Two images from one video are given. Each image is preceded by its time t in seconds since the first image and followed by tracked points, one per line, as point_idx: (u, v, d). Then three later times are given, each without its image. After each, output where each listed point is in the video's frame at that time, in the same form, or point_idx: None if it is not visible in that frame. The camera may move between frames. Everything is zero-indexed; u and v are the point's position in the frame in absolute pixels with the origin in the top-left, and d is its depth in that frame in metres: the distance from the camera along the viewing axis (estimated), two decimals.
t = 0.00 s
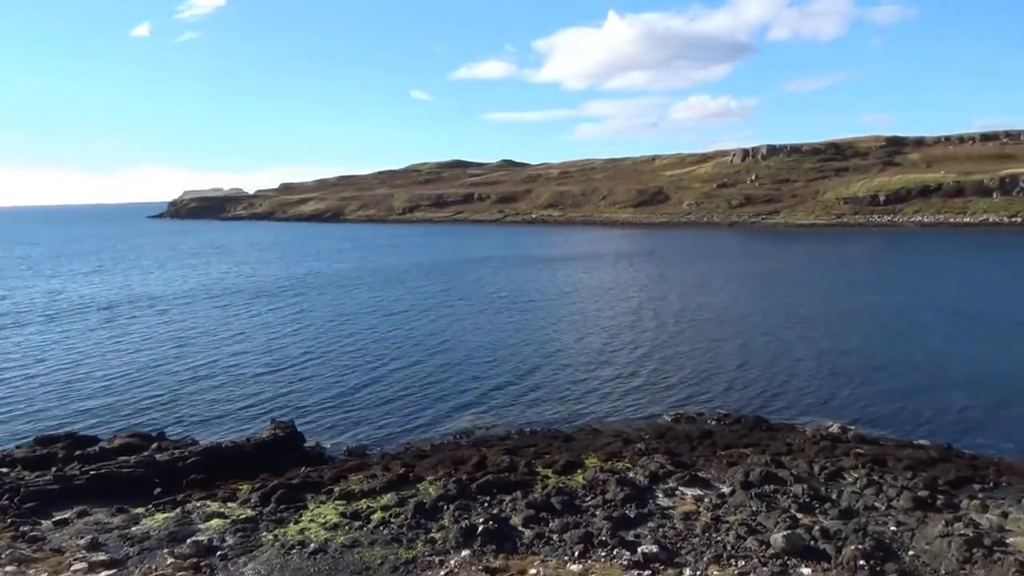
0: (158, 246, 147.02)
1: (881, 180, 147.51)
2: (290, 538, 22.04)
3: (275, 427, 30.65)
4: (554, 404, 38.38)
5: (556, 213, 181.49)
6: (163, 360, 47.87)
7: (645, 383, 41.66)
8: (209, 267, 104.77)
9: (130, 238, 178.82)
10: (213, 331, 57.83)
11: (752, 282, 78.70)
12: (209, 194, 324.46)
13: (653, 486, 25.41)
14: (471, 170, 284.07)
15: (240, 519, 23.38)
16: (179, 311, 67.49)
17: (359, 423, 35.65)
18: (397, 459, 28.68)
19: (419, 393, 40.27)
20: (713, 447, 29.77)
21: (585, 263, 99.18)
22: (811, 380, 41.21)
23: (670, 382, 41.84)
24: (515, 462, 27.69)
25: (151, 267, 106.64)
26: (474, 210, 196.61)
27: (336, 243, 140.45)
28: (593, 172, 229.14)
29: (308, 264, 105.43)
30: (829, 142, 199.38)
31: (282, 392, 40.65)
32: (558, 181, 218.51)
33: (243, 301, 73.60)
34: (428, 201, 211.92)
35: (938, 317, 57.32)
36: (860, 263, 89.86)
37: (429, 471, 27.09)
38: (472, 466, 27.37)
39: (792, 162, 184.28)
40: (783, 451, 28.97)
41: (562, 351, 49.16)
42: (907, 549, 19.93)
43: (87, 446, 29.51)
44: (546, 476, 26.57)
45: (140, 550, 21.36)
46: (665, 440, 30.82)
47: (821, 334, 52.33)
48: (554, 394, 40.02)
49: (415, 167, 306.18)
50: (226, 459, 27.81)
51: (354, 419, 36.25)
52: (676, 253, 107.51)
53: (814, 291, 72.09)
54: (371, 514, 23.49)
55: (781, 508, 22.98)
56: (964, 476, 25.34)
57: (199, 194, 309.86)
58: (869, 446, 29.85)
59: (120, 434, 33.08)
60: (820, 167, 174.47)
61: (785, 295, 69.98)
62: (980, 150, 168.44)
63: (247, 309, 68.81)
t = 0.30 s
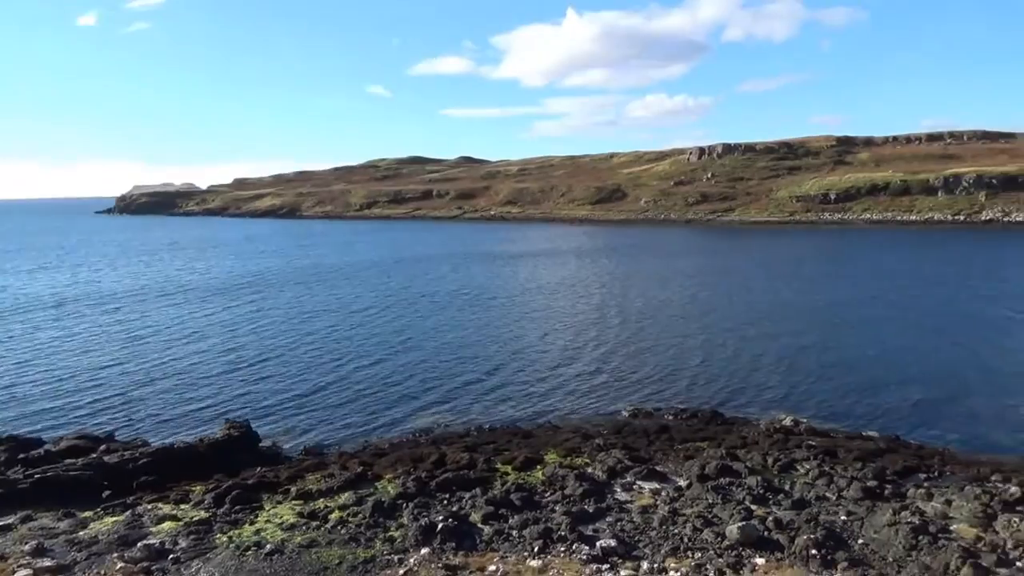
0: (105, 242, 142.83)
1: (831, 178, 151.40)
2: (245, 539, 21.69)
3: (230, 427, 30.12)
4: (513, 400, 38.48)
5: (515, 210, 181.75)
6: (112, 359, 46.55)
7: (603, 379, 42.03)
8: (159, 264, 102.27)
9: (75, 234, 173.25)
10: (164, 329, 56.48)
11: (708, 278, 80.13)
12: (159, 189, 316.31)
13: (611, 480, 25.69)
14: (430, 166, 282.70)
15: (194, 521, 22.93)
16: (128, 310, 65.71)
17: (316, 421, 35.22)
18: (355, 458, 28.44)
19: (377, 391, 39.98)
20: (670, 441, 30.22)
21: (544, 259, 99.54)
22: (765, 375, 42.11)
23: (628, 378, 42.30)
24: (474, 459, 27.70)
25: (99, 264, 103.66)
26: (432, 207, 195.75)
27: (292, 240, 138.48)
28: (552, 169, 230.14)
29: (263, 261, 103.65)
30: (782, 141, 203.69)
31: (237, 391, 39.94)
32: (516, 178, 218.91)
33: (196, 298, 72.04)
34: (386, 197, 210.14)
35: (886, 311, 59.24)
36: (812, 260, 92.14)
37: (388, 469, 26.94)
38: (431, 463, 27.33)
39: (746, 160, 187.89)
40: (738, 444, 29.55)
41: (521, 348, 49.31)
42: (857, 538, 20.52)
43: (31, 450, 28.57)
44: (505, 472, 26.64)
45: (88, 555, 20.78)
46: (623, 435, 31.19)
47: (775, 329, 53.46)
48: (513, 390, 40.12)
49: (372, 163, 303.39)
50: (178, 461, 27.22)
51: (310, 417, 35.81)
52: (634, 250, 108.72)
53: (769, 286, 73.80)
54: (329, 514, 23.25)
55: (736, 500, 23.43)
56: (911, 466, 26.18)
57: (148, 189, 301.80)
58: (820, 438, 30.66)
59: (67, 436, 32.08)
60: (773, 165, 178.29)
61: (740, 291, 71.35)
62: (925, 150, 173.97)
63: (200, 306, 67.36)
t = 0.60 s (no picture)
0: (57, 240, 138.77)
1: (790, 178, 154.33)
2: (204, 543, 21.27)
3: (188, 429, 29.54)
4: (478, 399, 38.45)
5: (479, 208, 181.51)
6: (64, 361, 45.31)
7: (567, 377, 42.26)
8: (114, 263, 99.74)
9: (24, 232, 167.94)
10: (119, 329, 55.15)
11: (671, 276, 81.17)
12: (113, 185, 308.43)
13: (576, 478, 25.83)
14: (393, 164, 280.67)
15: (151, 525, 22.42)
16: (81, 310, 64.00)
17: (277, 422, 34.75)
18: (317, 459, 28.13)
19: (340, 391, 39.59)
20: (633, 438, 30.52)
21: (508, 258, 99.48)
22: (725, 372, 42.75)
23: (591, 376, 42.59)
24: (439, 459, 27.60)
25: (51, 263, 100.78)
26: (395, 205, 194.49)
27: (253, 239, 136.26)
28: (516, 168, 230.34)
29: (222, 260, 101.83)
30: (743, 141, 206.83)
31: (195, 392, 39.19)
32: (480, 176, 218.67)
33: (152, 298, 70.52)
34: (349, 195, 208.01)
35: (842, 308, 60.80)
36: (772, 258, 93.70)
37: (351, 469, 26.70)
38: (395, 463, 27.15)
39: (707, 159, 190.51)
40: (700, 440, 29.97)
41: (485, 346, 49.24)
42: (815, 530, 20.99)
43: None
44: (469, 471, 26.61)
45: (39, 562, 20.21)
46: (587, 432, 31.41)
47: (738, 326, 54.24)
48: (477, 389, 40.09)
49: (335, 160, 300.10)
50: (134, 463, 26.63)
51: (271, 418, 35.29)
52: (599, 248, 109.44)
53: (729, 283, 75.13)
54: (291, 515, 22.93)
55: (698, 495, 23.75)
56: (867, 459, 26.83)
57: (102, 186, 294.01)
58: (779, 432, 31.27)
59: (17, 441, 31.10)
60: (734, 165, 181.05)
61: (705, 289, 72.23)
62: (880, 151, 178.19)
63: (157, 306, 65.92)
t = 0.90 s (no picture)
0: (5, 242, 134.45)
1: (749, 178, 157.23)
2: (163, 551, 20.80)
3: (145, 435, 28.85)
4: (442, 400, 38.33)
5: (442, 208, 180.95)
6: (13, 366, 43.88)
7: (531, 377, 42.35)
8: (65, 265, 97.00)
9: None
10: (72, 334, 53.63)
11: (635, 275, 82.02)
12: (64, 185, 299.82)
13: (541, 477, 25.88)
14: (355, 164, 278.20)
15: (106, 533, 21.82)
16: (31, 314, 62.04)
17: (238, 426, 34.18)
18: (279, 463, 27.70)
19: (302, 394, 39.10)
20: (597, 436, 30.73)
21: (473, 258, 99.34)
22: (687, 370, 43.31)
23: (556, 375, 42.79)
24: (403, 460, 27.41)
25: None
26: (358, 205, 192.77)
27: (211, 239, 133.78)
28: (479, 168, 230.22)
29: (179, 261, 99.78)
30: (703, 142, 209.87)
31: (153, 397, 38.29)
32: (444, 176, 218.05)
33: (107, 301, 68.70)
34: (310, 195, 205.46)
35: (801, 306, 62.05)
36: (733, 257, 95.23)
37: (314, 473, 26.35)
38: (359, 466, 26.87)
39: (668, 160, 192.94)
40: (663, 438, 30.28)
41: (449, 347, 49.11)
42: (776, 524, 21.38)
43: None
44: (434, 472, 26.46)
45: None
46: (552, 431, 31.51)
47: (701, 325, 54.96)
48: (441, 390, 39.97)
49: (295, 160, 296.36)
50: (88, 471, 25.87)
51: (231, 422, 34.70)
52: (563, 248, 110.11)
53: (692, 282, 76.19)
54: (253, 521, 22.55)
55: (662, 492, 24.00)
56: (825, 454, 27.43)
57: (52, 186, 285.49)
58: (740, 429, 31.78)
59: None
60: (694, 165, 183.67)
61: (668, 288, 73.09)
62: (836, 152, 182.48)
63: (111, 309, 64.22)
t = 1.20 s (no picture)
0: None
1: (720, 178, 159.11)
2: (132, 557, 20.41)
3: (113, 440, 28.33)
4: (416, 400, 38.17)
5: (416, 208, 180.20)
6: None
7: (505, 377, 42.35)
8: (29, 267, 94.89)
9: None
10: (36, 337, 52.43)
11: (610, 275, 82.43)
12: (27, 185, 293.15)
13: (517, 477, 25.88)
14: (327, 164, 275.93)
15: (73, 541, 21.35)
16: None
17: (208, 429, 33.71)
18: (252, 466, 27.35)
19: (274, 396, 38.67)
20: (572, 436, 30.81)
21: (447, 258, 98.99)
22: (660, 368, 43.60)
23: (530, 374, 42.85)
24: (378, 462, 27.22)
25: None
26: (330, 206, 191.25)
27: (180, 240, 131.81)
28: (453, 168, 229.71)
29: (147, 263, 98.05)
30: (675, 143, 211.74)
31: (121, 401, 37.59)
32: (417, 176, 217.21)
33: (73, 303, 67.33)
34: (281, 195, 203.31)
35: (773, 304, 62.77)
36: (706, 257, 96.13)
37: (287, 476, 26.05)
38: (333, 468, 26.63)
39: (641, 160, 194.32)
40: (637, 436, 30.46)
41: (424, 348, 48.91)
42: (749, 520, 21.61)
43: None
44: (409, 474, 26.32)
45: None
46: (527, 431, 31.53)
47: (674, 324, 55.35)
48: (416, 390, 39.79)
49: (266, 160, 293.03)
50: (53, 477, 25.30)
51: (202, 425, 34.21)
52: (538, 248, 110.33)
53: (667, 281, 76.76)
54: (225, 525, 22.22)
55: (636, 490, 24.15)
56: (796, 450, 27.80)
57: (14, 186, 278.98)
58: (713, 426, 32.09)
59: None
60: (666, 165, 185.30)
61: (642, 287, 73.48)
62: (805, 152, 185.23)
63: (77, 311, 62.93)
